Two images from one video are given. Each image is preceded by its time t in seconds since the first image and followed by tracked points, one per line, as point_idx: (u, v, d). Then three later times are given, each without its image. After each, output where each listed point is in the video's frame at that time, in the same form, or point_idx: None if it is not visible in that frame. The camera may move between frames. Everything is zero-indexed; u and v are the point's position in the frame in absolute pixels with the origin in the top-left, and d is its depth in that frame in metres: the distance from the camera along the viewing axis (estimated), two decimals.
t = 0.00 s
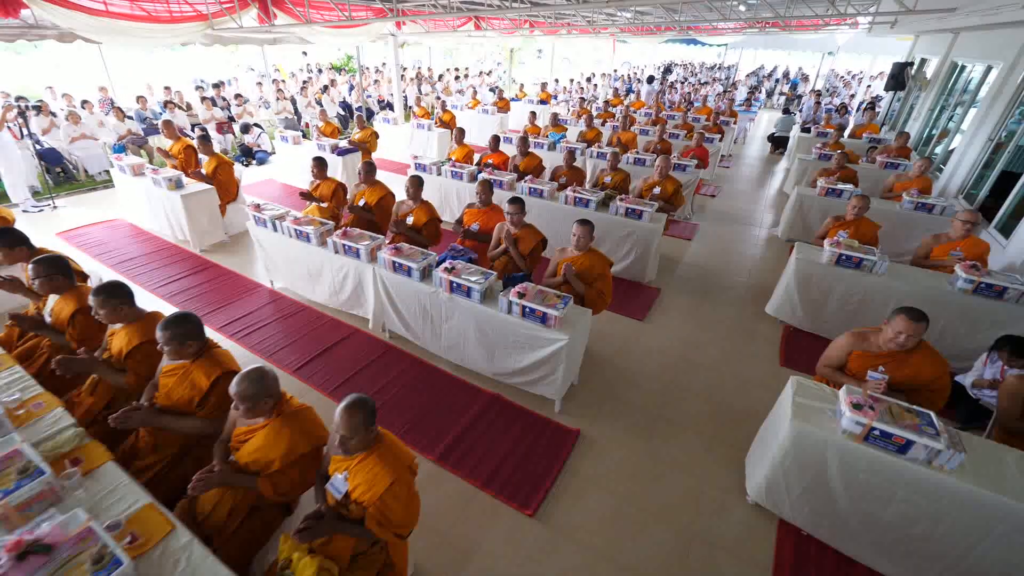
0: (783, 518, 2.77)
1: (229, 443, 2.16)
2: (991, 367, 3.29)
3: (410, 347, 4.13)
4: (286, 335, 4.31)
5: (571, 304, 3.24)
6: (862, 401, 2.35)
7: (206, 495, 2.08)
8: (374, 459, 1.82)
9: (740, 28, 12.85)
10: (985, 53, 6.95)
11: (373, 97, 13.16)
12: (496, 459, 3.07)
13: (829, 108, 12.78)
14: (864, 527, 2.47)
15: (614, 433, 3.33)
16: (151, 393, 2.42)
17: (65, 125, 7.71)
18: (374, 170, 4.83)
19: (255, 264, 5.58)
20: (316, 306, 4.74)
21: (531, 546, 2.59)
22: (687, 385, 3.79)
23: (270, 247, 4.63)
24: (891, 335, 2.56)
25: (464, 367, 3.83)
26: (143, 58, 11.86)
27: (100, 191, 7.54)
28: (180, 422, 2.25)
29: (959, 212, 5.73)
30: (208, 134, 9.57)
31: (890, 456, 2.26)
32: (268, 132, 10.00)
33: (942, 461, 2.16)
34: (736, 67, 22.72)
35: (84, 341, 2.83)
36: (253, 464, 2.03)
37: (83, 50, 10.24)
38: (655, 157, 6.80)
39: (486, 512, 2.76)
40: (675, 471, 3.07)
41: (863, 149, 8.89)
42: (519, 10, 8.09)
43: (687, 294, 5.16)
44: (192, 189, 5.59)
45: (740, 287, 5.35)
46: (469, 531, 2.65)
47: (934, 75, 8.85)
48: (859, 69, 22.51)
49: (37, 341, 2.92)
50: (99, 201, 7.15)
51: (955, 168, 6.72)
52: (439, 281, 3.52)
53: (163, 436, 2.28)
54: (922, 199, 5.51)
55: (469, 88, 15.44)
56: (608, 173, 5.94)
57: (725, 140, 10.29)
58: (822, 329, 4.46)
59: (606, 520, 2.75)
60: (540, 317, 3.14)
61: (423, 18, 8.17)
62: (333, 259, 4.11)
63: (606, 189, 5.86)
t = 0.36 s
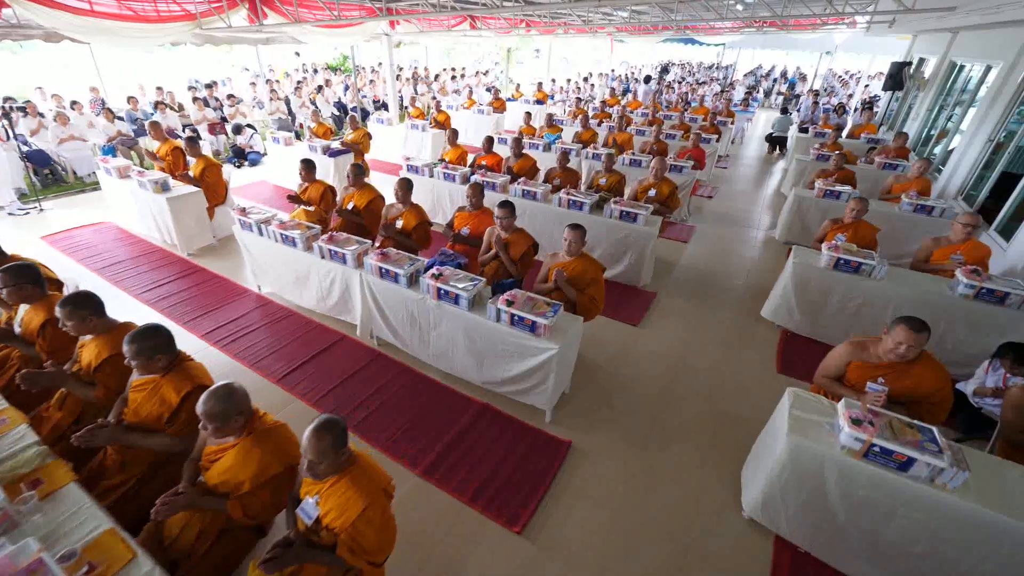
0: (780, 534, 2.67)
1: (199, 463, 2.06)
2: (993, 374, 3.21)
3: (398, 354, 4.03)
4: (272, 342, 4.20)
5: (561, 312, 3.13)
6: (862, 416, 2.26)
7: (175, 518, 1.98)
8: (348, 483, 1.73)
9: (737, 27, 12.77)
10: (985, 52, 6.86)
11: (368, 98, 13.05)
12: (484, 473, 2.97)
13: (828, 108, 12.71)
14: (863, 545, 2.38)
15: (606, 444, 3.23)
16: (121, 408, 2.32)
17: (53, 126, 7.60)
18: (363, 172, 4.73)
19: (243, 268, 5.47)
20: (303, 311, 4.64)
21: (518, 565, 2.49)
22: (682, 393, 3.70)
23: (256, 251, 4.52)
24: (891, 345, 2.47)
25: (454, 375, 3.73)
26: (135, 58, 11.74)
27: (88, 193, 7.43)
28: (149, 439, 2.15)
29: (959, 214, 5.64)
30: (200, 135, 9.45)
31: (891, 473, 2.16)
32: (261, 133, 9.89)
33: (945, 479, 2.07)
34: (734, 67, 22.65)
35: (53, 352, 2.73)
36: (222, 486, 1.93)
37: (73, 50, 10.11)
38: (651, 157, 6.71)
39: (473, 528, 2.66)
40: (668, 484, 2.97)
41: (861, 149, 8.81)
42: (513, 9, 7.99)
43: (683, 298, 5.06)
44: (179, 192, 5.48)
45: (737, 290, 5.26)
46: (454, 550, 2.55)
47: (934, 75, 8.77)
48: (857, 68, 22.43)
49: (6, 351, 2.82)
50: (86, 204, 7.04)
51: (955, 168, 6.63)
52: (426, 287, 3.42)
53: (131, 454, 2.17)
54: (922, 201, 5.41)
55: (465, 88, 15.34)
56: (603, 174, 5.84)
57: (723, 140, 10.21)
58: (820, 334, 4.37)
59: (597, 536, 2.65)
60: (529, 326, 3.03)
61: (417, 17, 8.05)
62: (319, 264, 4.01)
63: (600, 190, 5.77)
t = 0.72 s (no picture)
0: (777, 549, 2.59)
1: (172, 480, 1.97)
2: (996, 381, 3.14)
3: (389, 361, 3.95)
4: (260, 347, 4.10)
5: (554, 319, 3.05)
6: (863, 429, 2.17)
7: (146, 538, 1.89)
8: (324, 504, 1.64)
9: (736, 27, 12.70)
10: (985, 52, 6.79)
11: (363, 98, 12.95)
12: (474, 485, 2.88)
13: (826, 108, 12.64)
14: (864, 562, 2.29)
15: (600, 453, 3.15)
16: (93, 422, 2.22)
17: (43, 127, 7.50)
18: (354, 174, 4.63)
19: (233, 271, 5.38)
20: (293, 316, 4.55)
21: None
22: (678, 401, 3.62)
23: (244, 255, 4.44)
24: (893, 354, 2.39)
25: (445, 383, 3.64)
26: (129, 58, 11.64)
27: (78, 195, 7.33)
28: (121, 455, 2.06)
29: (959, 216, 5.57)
30: (194, 136, 9.35)
31: (893, 489, 2.08)
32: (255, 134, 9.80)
33: (950, 496, 1.99)
34: (732, 67, 22.61)
35: (26, 363, 2.64)
36: (195, 505, 1.85)
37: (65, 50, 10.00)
38: (648, 159, 6.63)
39: (461, 543, 2.57)
40: (663, 496, 2.89)
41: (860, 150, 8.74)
42: (509, 8, 7.91)
43: (680, 302, 4.98)
44: (168, 195, 5.39)
45: (735, 294, 5.17)
46: (441, 567, 2.46)
47: (933, 74, 8.70)
48: (855, 68, 22.39)
49: None
50: (76, 206, 6.94)
51: (955, 169, 6.56)
52: (416, 293, 3.33)
53: (102, 471, 2.09)
54: (922, 202, 5.35)
55: (462, 87, 15.26)
56: (599, 176, 5.76)
57: (721, 140, 10.14)
58: (819, 338, 4.29)
59: (589, 552, 2.57)
60: (520, 333, 2.95)
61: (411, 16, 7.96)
62: (308, 268, 3.92)
63: (596, 192, 5.68)
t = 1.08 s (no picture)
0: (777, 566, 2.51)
1: (144, 501, 1.88)
2: (1001, 390, 3.07)
3: (379, 368, 3.86)
4: (247, 354, 4.01)
5: (546, 326, 2.96)
6: (866, 444, 2.09)
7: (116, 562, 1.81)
8: (299, 529, 1.55)
9: (734, 27, 12.64)
10: (986, 52, 6.72)
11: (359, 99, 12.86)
12: (464, 498, 2.80)
13: (825, 109, 12.59)
14: None
15: (594, 464, 3.07)
16: (64, 438, 2.13)
17: (32, 128, 7.40)
18: (345, 176, 4.54)
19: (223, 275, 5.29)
20: (282, 321, 4.45)
21: None
22: (674, 409, 3.53)
23: (232, 260, 4.34)
24: (896, 365, 2.31)
25: (435, 391, 3.56)
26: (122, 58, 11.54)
27: (68, 197, 7.24)
28: (91, 474, 1.97)
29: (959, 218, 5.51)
30: (187, 137, 9.26)
31: (897, 507, 2.00)
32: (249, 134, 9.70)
33: (957, 515, 1.91)
34: (730, 67, 22.56)
35: None
36: (167, 528, 1.76)
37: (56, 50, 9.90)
38: (645, 160, 6.55)
39: (450, 560, 2.49)
40: (659, 509, 2.80)
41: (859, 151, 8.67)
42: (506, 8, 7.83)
43: (677, 306, 4.91)
44: (156, 197, 5.29)
45: (733, 298, 5.10)
46: None
47: (932, 75, 8.64)
48: (853, 69, 22.38)
49: None
50: (65, 208, 6.84)
51: (955, 171, 6.50)
52: (406, 299, 3.24)
53: (72, 489, 2.00)
54: (922, 204, 5.29)
55: (460, 88, 15.18)
56: (595, 178, 5.68)
57: (719, 141, 10.07)
58: (818, 344, 4.21)
59: (581, 569, 2.48)
60: (512, 341, 2.85)
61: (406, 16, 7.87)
62: (296, 273, 3.83)
63: (592, 195, 5.60)
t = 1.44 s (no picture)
0: None
1: (113, 524, 1.80)
2: (1005, 399, 2.99)
3: (368, 377, 3.77)
4: (234, 363, 3.92)
5: (538, 336, 2.87)
6: (868, 463, 2.00)
7: None
8: (269, 561, 1.46)
9: (732, 27, 12.55)
10: (987, 52, 6.65)
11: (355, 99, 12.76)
12: (453, 514, 2.71)
13: (824, 109, 12.52)
14: None
15: (587, 477, 2.98)
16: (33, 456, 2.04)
17: (22, 130, 7.30)
18: (336, 179, 4.45)
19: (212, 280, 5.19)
20: (271, 328, 4.36)
21: None
22: (671, 420, 3.45)
23: (220, 265, 4.25)
24: (899, 378, 2.23)
25: (426, 401, 3.47)
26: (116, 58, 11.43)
27: (58, 200, 7.14)
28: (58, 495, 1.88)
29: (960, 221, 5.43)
30: (180, 138, 9.16)
31: (901, 529, 1.92)
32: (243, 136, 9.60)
33: (963, 538, 1.83)
34: (729, 67, 22.50)
35: None
36: (135, 555, 1.68)
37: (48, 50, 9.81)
38: (642, 162, 6.47)
39: None
40: (654, 525, 2.72)
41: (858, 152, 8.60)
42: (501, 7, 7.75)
43: (674, 311, 4.82)
44: (144, 201, 5.21)
45: (731, 302, 5.02)
46: None
47: (932, 75, 8.57)
48: (852, 69, 22.31)
49: None
50: (55, 210, 6.74)
51: (956, 172, 6.42)
52: (394, 307, 3.16)
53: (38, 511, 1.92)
54: (922, 207, 5.22)
55: (457, 88, 15.10)
56: (591, 180, 5.60)
57: (717, 142, 9.99)
58: (817, 350, 4.14)
59: None
60: (502, 352, 2.76)
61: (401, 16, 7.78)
62: (284, 280, 3.74)
63: (588, 197, 5.51)
